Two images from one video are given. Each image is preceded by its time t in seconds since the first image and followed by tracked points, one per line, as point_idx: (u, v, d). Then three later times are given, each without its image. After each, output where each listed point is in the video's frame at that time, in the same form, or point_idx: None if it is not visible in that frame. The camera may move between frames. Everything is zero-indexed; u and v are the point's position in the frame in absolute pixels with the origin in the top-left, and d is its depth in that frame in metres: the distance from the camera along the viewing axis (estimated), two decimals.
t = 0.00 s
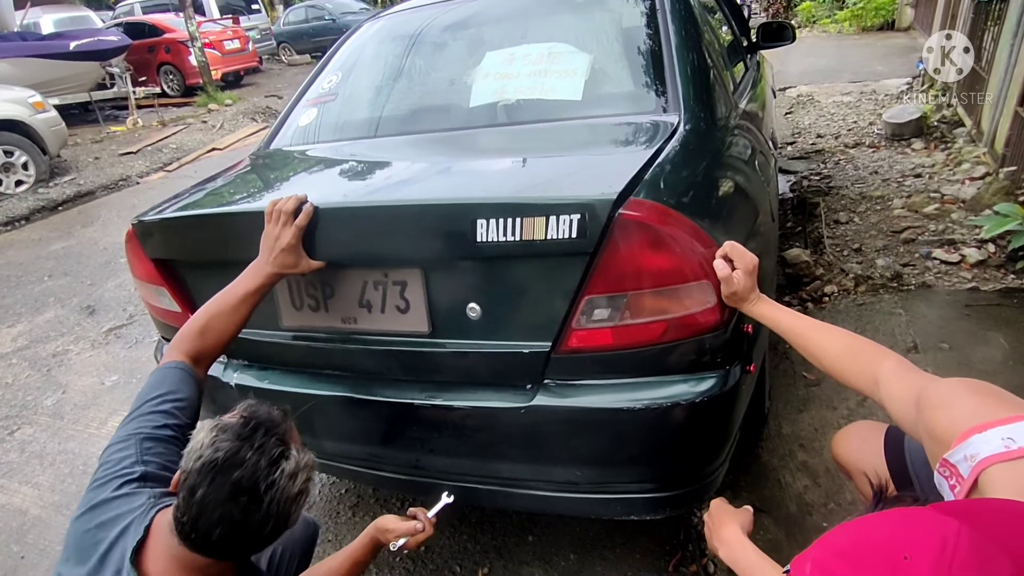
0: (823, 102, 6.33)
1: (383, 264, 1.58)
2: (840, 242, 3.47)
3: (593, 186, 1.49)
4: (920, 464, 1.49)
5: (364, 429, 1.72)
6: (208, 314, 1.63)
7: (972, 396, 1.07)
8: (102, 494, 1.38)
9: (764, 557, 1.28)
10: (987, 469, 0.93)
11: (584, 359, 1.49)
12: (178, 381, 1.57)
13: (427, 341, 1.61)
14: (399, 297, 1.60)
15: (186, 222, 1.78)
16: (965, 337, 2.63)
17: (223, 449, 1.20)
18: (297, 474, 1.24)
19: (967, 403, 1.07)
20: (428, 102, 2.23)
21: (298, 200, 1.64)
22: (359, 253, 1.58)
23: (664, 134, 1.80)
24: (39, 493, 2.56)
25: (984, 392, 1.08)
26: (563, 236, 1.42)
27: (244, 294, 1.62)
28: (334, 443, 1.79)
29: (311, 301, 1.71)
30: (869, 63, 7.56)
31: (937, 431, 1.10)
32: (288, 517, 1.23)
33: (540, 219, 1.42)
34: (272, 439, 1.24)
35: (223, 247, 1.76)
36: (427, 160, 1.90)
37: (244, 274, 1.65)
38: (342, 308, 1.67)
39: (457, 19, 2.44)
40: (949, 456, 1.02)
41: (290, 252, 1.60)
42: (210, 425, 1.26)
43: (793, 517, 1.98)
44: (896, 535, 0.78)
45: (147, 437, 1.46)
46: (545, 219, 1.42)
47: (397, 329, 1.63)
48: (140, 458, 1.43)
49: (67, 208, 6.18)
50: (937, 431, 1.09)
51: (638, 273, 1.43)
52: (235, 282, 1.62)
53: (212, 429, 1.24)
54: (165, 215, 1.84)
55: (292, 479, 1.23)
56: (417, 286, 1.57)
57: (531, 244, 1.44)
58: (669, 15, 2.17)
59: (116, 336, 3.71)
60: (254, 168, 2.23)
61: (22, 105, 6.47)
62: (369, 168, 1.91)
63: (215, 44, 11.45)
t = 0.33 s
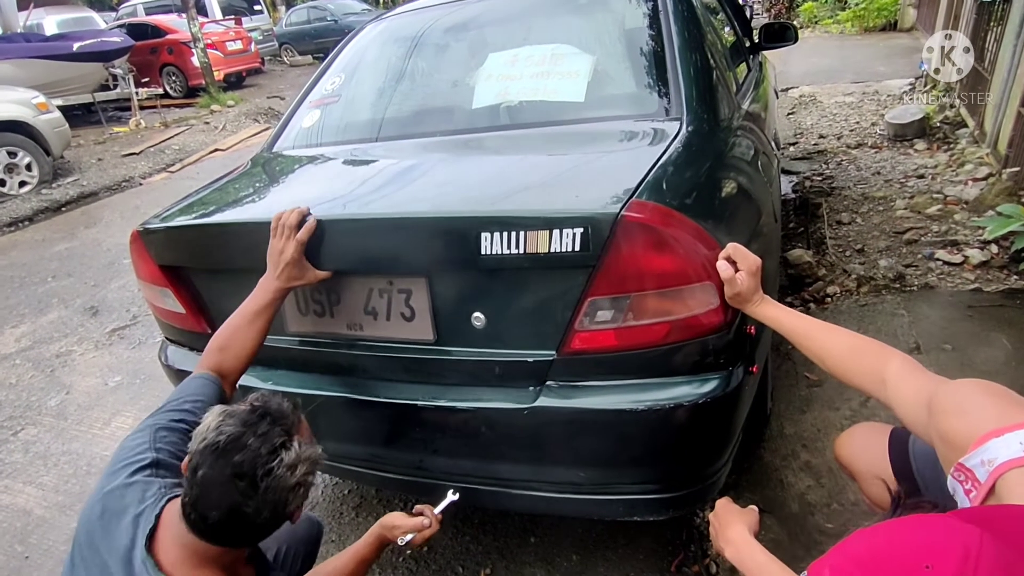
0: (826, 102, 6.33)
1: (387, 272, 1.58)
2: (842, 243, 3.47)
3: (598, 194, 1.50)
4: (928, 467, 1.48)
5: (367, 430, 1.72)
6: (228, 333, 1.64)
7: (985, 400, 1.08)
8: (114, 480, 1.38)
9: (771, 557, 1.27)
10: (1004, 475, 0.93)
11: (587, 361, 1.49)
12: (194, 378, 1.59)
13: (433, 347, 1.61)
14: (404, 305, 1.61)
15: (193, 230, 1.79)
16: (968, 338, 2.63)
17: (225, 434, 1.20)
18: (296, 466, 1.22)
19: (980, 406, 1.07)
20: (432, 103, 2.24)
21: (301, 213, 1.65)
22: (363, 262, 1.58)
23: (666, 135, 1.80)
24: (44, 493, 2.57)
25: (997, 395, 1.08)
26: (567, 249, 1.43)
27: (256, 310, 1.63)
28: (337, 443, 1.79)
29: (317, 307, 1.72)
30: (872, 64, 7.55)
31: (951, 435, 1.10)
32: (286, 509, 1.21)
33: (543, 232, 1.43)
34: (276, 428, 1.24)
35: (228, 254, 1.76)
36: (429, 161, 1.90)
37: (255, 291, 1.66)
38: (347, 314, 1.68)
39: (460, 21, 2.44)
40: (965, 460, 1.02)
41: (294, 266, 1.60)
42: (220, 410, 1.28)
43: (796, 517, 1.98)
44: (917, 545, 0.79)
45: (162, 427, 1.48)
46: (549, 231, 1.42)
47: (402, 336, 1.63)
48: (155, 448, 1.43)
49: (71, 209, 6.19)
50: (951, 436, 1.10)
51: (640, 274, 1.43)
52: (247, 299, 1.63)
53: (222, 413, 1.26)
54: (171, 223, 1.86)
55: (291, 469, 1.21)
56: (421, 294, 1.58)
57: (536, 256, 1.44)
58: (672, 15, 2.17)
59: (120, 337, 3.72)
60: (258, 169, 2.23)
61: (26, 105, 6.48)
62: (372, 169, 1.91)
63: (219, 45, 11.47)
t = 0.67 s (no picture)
0: (826, 102, 6.34)
1: (387, 273, 1.58)
2: (842, 243, 3.47)
3: (597, 195, 1.50)
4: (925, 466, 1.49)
5: (367, 431, 1.72)
6: (232, 335, 1.64)
7: (988, 398, 1.08)
8: (118, 483, 1.38)
9: (771, 559, 1.28)
10: (1012, 474, 0.93)
11: (586, 362, 1.50)
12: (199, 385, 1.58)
13: (432, 348, 1.61)
14: (404, 306, 1.61)
15: (193, 231, 1.79)
16: (968, 338, 2.63)
17: (199, 450, 1.20)
18: (255, 503, 1.18)
19: (984, 405, 1.07)
20: (432, 105, 2.24)
21: (301, 216, 1.65)
22: (363, 263, 1.58)
23: (665, 137, 1.80)
24: (44, 495, 2.57)
25: (1000, 393, 1.08)
26: (566, 250, 1.43)
27: (258, 312, 1.63)
28: (337, 444, 1.80)
29: (317, 309, 1.72)
30: (873, 64, 7.56)
31: (955, 434, 1.10)
32: (238, 544, 1.18)
33: (542, 233, 1.43)
34: (248, 456, 1.20)
35: (229, 256, 1.77)
36: (429, 162, 1.91)
37: (257, 292, 1.66)
38: (347, 315, 1.68)
39: (459, 22, 2.44)
40: (971, 460, 1.02)
41: (295, 268, 1.61)
42: (215, 419, 1.28)
43: (795, 517, 1.98)
44: (928, 546, 0.79)
45: (167, 429, 1.48)
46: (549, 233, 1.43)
47: (403, 337, 1.64)
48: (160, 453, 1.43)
49: (72, 210, 6.21)
50: (954, 434, 1.10)
51: (640, 276, 1.44)
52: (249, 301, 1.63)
53: (213, 425, 1.25)
54: (171, 225, 1.86)
55: (247, 505, 1.17)
56: (421, 296, 1.58)
57: (535, 258, 1.45)
58: (672, 16, 2.17)
59: (120, 338, 3.72)
60: (259, 171, 2.23)
61: (27, 107, 6.49)
62: (372, 171, 1.91)
63: (220, 46, 11.49)
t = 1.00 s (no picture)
0: (824, 103, 6.35)
1: (384, 274, 1.59)
2: (840, 244, 3.47)
3: (593, 196, 1.50)
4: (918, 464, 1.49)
5: (364, 432, 1.73)
6: (224, 334, 1.64)
7: (985, 394, 1.08)
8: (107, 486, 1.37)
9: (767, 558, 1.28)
10: (1008, 467, 0.93)
11: (582, 363, 1.50)
12: (189, 390, 1.57)
13: (429, 349, 1.62)
14: (400, 307, 1.61)
15: (191, 232, 1.79)
16: (965, 338, 2.64)
17: (153, 480, 1.16)
18: (193, 548, 1.11)
19: (981, 399, 1.07)
20: (428, 106, 2.25)
21: (297, 216, 1.65)
22: (360, 265, 1.59)
23: (661, 137, 1.80)
24: (42, 497, 2.57)
25: (997, 389, 1.08)
26: (561, 251, 1.43)
27: (253, 311, 1.64)
28: (334, 445, 1.80)
29: (314, 310, 1.72)
30: (870, 65, 7.57)
31: (952, 428, 1.10)
32: None
33: (537, 234, 1.43)
34: (195, 496, 1.13)
35: (226, 257, 1.77)
36: (426, 163, 1.91)
37: (252, 293, 1.66)
38: (344, 317, 1.69)
39: (456, 24, 2.45)
40: (968, 454, 1.01)
41: (290, 269, 1.61)
42: (187, 444, 1.23)
43: (791, 517, 1.98)
44: (922, 534, 0.79)
45: (156, 435, 1.45)
46: (544, 233, 1.43)
47: (399, 338, 1.64)
48: (148, 454, 1.41)
49: (71, 212, 6.21)
50: (951, 429, 1.10)
51: (635, 277, 1.44)
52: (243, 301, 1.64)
53: (180, 451, 1.20)
54: (168, 226, 1.86)
55: (185, 549, 1.11)
56: (418, 297, 1.58)
57: (531, 258, 1.45)
58: (668, 18, 2.18)
59: (118, 340, 3.72)
60: (256, 173, 2.24)
61: (26, 109, 6.49)
62: (369, 172, 1.92)
63: (218, 48, 11.49)
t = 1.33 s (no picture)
0: (819, 104, 6.37)
1: (376, 270, 1.59)
2: (835, 244, 3.48)
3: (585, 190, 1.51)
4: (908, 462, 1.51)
5: (359, 434, 1.73)
6: (212, 328, 1.64)
7: (975, 390, 1.09)
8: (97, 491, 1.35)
9: (760, 557, 1.28)
10: (994, 459, 0.95)
11: (576, 363, 1.50)
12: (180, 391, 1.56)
13: (421, 345, 1.62)
14: (392, 303, 1.62)
15: (183, 229, 1.79)
16: (960, 337, 2.65)
17: (126, 494, 1.15)
18: (165, 563, 1.11)
19: (970, 394, 1.09)
20: (423, 108, 2.25)
21: (290, 209, 1.67)
22: (352, 261, 1.59)
23: (655, 138, 1.81)
24: (38, 500, 2.57)
25: (987, 384, 1.10)
26: (553, 242, 1.44)
27: (243, 305, 1.64)
28: (329, 446, 1.80)
29: (306, 308, 1.73)
30: (866, 65, 7.59)
31: (941, 423, 1.11)
32: None
33: (530, 224, 1.44)
34: (165, 512, 1.12)
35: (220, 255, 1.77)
36: (421, 165, 1.92)
37: (243, 287, 1.66)
38: (336, 314, 1.69)
39: (450, 26, 2.46)
40: (956, 447, 1.03)
41: (282, 261, 1.61)
42: (163, 456, 1.21)
43: (785, 516, 1.99)
44: (910, 522, 0.82)
45: (146, 439, 1.43)
46: (536, 224, 1.44)
47: (391, 334, 1.64)
48: (138, 456, 1.39)
49: (67, 215, 6.20)
50: (940, 424, 1.11)
51: (629, 276, 1.45)
52: (232, 295, 1.64)
53: (156, 463, 1.19)
54: (162, 223, 1.86)
55: (158, 565, 1.11)
56: (410, 293, 1.59)
57: (522, 251, 1.45)
58: (661, 20, 2.18)
59: (114, 342, 3.72)
60: (252, 175, 2.24)
61: (22, 112, 6.49)
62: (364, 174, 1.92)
63: (215, 51, 11.50)
